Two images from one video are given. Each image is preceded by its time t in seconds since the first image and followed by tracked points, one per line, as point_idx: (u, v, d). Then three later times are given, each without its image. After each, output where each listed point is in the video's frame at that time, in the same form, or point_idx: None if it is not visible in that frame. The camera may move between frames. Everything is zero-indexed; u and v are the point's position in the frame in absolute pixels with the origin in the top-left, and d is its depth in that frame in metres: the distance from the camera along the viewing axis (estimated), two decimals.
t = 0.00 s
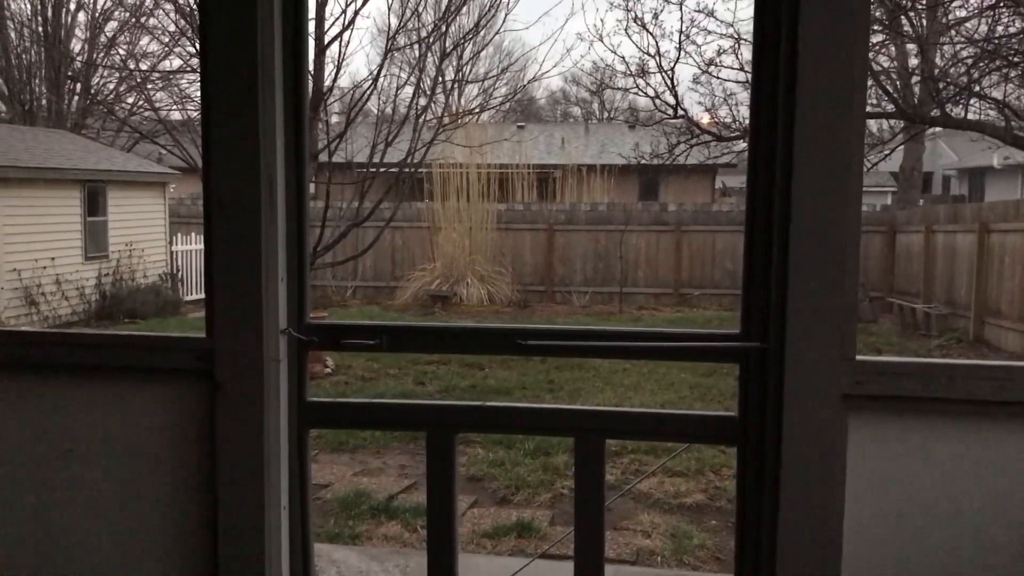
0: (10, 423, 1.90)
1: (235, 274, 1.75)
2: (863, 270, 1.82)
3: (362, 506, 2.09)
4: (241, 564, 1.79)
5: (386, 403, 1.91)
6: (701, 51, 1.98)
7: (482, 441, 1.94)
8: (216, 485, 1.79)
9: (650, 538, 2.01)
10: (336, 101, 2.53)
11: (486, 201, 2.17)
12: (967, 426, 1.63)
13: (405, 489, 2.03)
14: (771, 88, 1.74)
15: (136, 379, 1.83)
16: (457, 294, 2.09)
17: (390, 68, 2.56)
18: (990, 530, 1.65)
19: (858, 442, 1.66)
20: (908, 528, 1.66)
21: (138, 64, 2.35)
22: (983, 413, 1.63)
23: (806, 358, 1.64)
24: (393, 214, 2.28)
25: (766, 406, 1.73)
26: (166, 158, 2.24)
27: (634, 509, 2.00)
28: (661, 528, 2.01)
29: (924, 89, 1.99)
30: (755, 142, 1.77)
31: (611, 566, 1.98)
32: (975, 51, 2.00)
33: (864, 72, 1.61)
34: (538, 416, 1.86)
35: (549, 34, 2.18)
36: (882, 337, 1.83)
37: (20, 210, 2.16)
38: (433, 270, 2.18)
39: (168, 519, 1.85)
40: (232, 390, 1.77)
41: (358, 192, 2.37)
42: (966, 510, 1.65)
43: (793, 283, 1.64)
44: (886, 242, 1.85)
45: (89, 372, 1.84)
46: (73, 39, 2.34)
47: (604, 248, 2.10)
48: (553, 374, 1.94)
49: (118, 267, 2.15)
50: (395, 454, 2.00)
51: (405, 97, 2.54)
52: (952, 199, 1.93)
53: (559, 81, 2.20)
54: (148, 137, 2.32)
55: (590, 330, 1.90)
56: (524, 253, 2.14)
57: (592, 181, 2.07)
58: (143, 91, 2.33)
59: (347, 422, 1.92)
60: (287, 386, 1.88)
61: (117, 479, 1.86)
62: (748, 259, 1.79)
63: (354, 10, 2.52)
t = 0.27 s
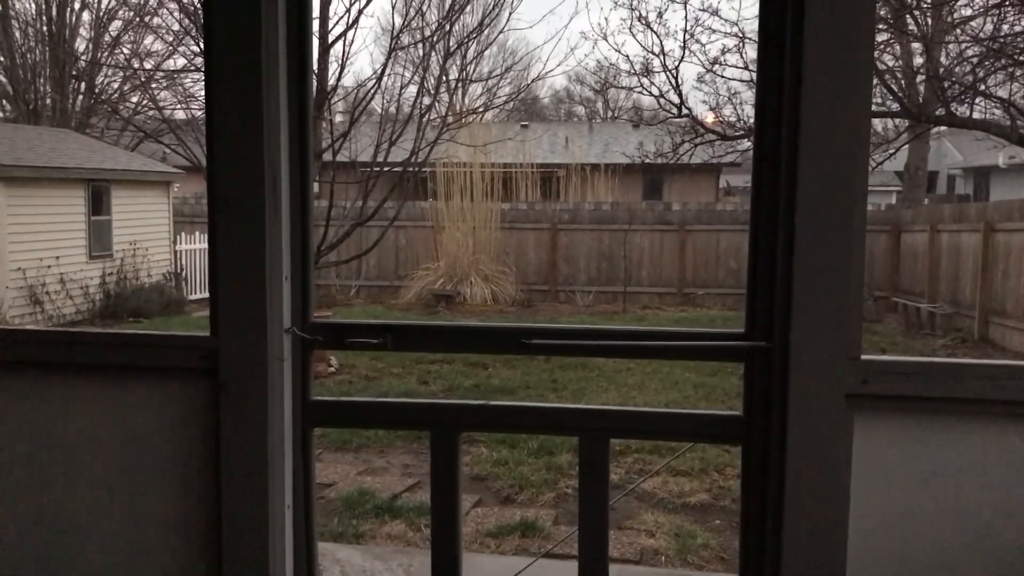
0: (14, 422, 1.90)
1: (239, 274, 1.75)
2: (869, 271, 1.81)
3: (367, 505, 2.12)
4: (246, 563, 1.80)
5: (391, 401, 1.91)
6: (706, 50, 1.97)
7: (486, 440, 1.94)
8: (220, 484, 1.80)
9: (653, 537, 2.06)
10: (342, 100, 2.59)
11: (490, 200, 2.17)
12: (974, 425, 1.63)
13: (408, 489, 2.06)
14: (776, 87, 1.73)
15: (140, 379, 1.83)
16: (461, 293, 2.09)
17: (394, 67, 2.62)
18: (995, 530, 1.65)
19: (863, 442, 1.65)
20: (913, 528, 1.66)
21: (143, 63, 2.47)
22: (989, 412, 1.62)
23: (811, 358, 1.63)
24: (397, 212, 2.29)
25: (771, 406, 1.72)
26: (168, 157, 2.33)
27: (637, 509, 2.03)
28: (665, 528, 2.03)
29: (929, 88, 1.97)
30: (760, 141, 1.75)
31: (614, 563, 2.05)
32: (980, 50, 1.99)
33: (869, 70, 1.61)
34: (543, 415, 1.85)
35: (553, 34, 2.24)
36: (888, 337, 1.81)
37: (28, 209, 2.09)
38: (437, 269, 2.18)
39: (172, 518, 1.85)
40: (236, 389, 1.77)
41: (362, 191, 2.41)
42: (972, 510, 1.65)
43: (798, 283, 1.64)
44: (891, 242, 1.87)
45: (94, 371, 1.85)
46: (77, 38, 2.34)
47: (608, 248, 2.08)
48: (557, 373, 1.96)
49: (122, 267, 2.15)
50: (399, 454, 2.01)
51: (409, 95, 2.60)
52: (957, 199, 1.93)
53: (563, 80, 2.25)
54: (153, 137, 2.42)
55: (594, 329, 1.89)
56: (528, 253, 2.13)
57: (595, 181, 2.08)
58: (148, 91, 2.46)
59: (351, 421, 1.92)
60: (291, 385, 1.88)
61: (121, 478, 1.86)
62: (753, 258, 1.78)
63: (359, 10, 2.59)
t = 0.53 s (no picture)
0: (18, 421, 1.90)
1: (243, 274, 1.75)
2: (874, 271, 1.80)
3: (370, 505, 2.13)
4: (249, 562, 1.80)
5: (394, 401, 1.92)
6: (709, 51, 1.98)
7: (490, 441, 1.94)
8: (224, 484, 1.80)
9: (657, 538, 2.07)
10: (345, 100, 2.60)
11: (493, 200, 2.18)
12: (978, 426, 1.63)
13: (412, 489, 2.08)
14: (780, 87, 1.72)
15: (144, 379, 1.83)
16: (465, 293, 2.09)
17: (397, 68, 2.62)
18: (1000, 531, 1.64)
19: (867, 443, 1.65)
20: (917, 529, 1.66)
21: (146, 63, 2.49)
22: (992, 413, 1.62)
23: (814, 359, 1.64)
24: (400, 213, 2.31)
25: (775, 407, 1.72)
26: (174, 158, 2.30)
27: (640, 509, 2.05)
28: (669, 529, 2.05)
29: (934, 88, 1.98)
30: (764, 142, 1.75)
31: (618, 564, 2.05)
32: (985, 50, 1.99)
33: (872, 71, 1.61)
34: (546, 415, 1.85)
35: (555, 35, 2.27)
36: (891, 337, 1.81)
37: (29, 207, 2.10)
38: (441, 269, 2.17)
39: (176, 518, 1.85)
40: (240, 389, 1.77)
41: (365, 191, 2.44)
42: (975, 511, 1.65)
43: (802, 284, 1.63)
44: (893, 243, 1.88)
45: (98, 372, 1.85)
46: (81, 38, 2.37)
47: (611, 248, 2.09)
48: (560, 373, 1.96)
49: (126, 267, 2.14)
50: (401, 454, 2.02)
51: (412, 96, 2.62)
52: (961, 199, 1.93)
53: (566, 81, 2.25)
54: (157, 137, 2.41)
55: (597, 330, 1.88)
56: (531, 254, 2.13)
57: (599, 182, 2.08)
58: (152, 91, 2.45)
59: (355, 421, 1.92)
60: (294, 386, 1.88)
61: (124, 477, 1.86)
62: (757, 259, 1.78)
63: (361, 9, 2.53)
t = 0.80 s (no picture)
0: (21, 420, 1.91)
1: (246, 274, 1.75)
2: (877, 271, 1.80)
3: (372, 505, 2.12)
4: (251, 562, 1.80)
5: (397, 401, 1.92)
6: (711, 51, 1.98)
7: (493, 441, 1.94)
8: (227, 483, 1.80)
9: (660, 538, 2.04)
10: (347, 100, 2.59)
11: (495, 200, 2.18)
12: (980, 426, 1.63)
13: (415, 489, 2.07)
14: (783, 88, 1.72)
15: (147, 378, 1.83)
16: (467, 294, 2.09)
17: (401, 68, 2.61)
18: (1002, 531, 1.64)
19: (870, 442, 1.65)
20: (920, 529, 1.66)
21: (149, 63, 2.43)
22: (996, 413, 1.62)
23: (817, 359, 1.63)
24: (403, 213, 2.30)
25: (778, 408, 1.71)
26: (175, 157, 2.27)
27: (643, 509, 2.03)
28: (671, 529, 2.04)
29: (937, 88, 1.98)
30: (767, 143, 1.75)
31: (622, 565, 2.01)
32: (987, 50, 1.98)
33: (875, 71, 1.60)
34: (548, 415, 1.85)
35: (558, 34, 2.24)
36: (894, 338, 1.81)
37: (32, 207, 2.13)
38: (443, 270, 2.18)
39: (178, 517, 1.85)
40: (242, 388, 1.77)
41: (368, 191, 2.42)
42: (978, 511, 1.64)
43: (806, 284, 1.63)
44: (897, 244, 1.84)
45: (101, 372, 1.85)
46: (85, 39, 2.38)
47: (613, 248, 2.09)
48: (562, 374, 1.96)
49: (129, 267, 2.15)
50: (404, 454, 2.02)
51: (416, 96, 2.61)
52: (964, 200, 1.92)
53: (569, 81, 2.24)
54: (160, 136, 2.37)
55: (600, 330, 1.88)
56: (533, 254, 2.14)
57: (601, 182, 2.07)
58: (154, 91, 2.41)
59: (357, 421, 1.92)
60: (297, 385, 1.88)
61: (127, 476, 1.87)
62: (760, 260, 1.78)
63: (364, 11, 2.55)
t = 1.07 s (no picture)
0: (23, 419, 1.91)
1: (247, 274, 1.75)
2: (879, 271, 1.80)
3: (374, 504, 2.14)
4: (252, 561, 1.80)
5: (398, 400, 1.92)
6: (713, 51, 1.98)
7: (494, 441, 1.94)
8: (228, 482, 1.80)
9: (661, 538, 2.05)
10: (349, 99, 2.61)
11: (497, 200, 2.18)
12: (981, 427, 1.63)
13: (417, 488, 2.08)
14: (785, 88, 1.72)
15: (149, 377, 1.83)
16: (468, 293, 2.10)
17: (402, 68, 2.61)
18: (1003, 531, 1.64)
19: (870, 443, 1.65)
20: (920, 529, 1.66)
21: (151, 62, 2.44)
22: (997, 413, 1.62)
23: (819, 360, 1.63)
24: (404, 213, 2.32)
25: (779, 408, 1.71)
26: (178, 158, 2.32)
27: (644, 509, 2.03)
28: (673, 529, 2.04)
29: (938, 89, 1.99)
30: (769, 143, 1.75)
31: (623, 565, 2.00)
32: (990, 50, 1.97)
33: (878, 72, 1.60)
34: (550, 415, 1.85)
35: (561, 34, 2.23)
36: (896, 338, 1.79)
37: (33, 207, 2.12)
38: (445, 269, 2.18)
39: (180, 516, 1.85)
40: (244, 388, 1.77)
41: (369, 190, 2.47)
42: (978, 511, 1.64)
43: (807, 285, 1.63)
44: (899, 243, 1.84)
45: (103, 371, 1.85)
46: (87, 39, 2.40)
47: (615, 249, 2.09)
48: (564, 374, 1.97)
49: (130, 267, 2.15)
50: (405, 455, 2.03)
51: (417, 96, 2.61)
52: (966, 200, 1.92)
53: (570, 80, 2.24)
54: (161, 136, 2.38)
55: (601, 330, 1.88)
56: (535, 254, 2.14)
57: (603, 182, 2.07)
58: (157, 91, 2.42)
59: (358, 421, 1.92)
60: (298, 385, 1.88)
61: (128, 475, 1.87)
62: (762, 260, 1.77)
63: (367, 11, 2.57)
